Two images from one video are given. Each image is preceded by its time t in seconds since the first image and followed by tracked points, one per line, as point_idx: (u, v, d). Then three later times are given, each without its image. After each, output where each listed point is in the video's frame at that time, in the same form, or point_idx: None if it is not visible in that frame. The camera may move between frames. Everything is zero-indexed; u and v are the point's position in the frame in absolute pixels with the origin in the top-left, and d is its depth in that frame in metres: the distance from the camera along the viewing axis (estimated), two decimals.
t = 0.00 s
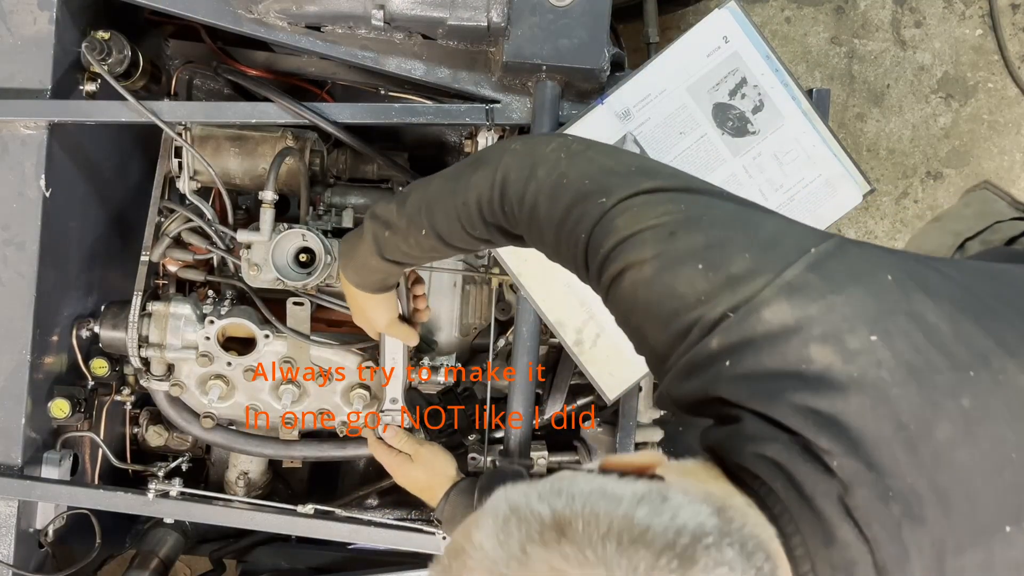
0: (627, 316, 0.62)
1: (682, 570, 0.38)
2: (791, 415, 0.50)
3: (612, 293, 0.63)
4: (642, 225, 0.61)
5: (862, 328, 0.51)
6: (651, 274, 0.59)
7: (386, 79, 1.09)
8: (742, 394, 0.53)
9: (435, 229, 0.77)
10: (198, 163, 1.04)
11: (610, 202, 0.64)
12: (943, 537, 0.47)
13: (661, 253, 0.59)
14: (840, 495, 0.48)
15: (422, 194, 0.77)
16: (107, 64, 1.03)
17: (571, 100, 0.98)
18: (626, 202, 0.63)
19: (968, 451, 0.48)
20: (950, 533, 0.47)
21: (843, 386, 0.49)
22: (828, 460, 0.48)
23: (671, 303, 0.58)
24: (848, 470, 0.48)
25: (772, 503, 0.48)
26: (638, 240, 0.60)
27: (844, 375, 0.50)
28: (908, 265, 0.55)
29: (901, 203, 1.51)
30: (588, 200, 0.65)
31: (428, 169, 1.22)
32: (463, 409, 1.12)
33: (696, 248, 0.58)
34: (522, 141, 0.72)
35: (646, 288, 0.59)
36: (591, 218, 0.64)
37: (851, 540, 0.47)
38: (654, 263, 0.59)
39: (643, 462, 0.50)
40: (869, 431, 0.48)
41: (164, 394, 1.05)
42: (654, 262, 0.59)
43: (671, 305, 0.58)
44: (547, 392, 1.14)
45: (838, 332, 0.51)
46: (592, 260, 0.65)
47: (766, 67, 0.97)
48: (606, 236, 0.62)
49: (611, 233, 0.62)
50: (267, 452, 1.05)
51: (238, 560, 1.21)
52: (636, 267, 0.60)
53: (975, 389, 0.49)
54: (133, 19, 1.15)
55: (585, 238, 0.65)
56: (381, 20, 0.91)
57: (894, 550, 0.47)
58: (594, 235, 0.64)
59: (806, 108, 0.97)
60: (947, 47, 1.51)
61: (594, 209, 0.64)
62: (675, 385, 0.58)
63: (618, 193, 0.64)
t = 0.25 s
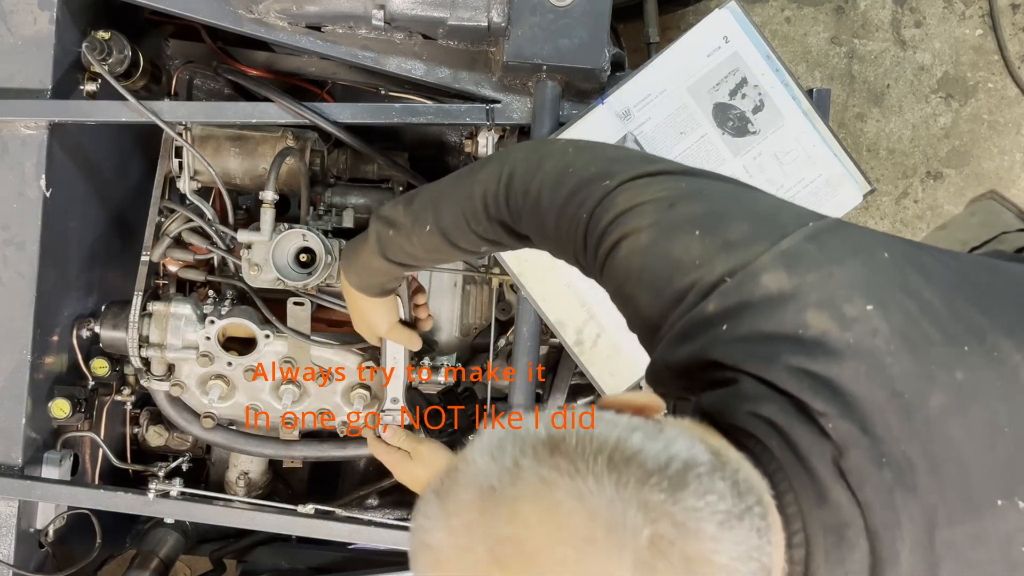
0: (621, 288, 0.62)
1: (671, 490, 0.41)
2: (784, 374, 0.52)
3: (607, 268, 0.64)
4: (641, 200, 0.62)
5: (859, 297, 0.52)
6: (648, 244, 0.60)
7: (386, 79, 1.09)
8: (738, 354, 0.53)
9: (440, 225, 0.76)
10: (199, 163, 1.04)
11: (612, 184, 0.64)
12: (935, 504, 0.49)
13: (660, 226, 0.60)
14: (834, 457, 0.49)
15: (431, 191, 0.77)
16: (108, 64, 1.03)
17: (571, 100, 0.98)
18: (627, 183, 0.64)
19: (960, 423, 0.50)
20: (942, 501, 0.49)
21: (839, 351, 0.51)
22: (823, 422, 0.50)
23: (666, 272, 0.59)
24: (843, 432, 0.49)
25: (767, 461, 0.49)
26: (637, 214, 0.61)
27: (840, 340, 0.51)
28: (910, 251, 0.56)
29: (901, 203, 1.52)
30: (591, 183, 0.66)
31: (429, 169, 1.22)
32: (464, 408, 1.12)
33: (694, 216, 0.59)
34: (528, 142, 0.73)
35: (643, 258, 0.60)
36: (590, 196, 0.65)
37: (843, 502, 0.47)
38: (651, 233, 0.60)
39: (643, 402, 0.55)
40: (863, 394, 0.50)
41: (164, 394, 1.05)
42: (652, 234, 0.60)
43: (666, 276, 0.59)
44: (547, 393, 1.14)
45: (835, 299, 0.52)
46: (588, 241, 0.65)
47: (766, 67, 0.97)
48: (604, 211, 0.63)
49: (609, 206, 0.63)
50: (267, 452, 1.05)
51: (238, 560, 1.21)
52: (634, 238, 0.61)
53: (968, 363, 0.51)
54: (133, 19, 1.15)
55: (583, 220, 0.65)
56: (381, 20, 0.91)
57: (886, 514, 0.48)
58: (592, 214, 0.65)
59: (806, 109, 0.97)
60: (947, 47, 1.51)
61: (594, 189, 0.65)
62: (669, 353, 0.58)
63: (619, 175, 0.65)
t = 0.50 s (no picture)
0: (629, 269, 0.63)
1: (661, 446, 0.44)
2: (784, 357, 0.52)
3: (617, 250, 0.64)
4: (656, 182, 0.62)
5: (866, 288, 0.52)
6: (660, 227, 0.60)
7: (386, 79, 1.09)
8: (741, 337, 0.54)
9: (460, 221, 0.76)
10: (199, 163, 1.04)
11: (626, 165, 0.65)
12: (929, 506, 0.49)
13: (674, 209, 0.60)
14: (829, 441, 0.49)
15: (443, 187, 0.77)
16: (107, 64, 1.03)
17: (571, 100, 0.98)
18: (641, 165, 0.64)
19: (957, 415, 0.50)
20: (935, 491, 0.49)
21: (843, 339, 0.51)
22: (821, 405, 0.50)
23: (678, 254, 0.59)
24: (839, 416, 0.50)
25: (762, 441, 0.50)
26: (651, 195, 0.62)
27: (843, 327, 0.51)
28: (914, 246, 0.56)
29: (901, 203, 1.51)
30: (605, 166, 0.66)
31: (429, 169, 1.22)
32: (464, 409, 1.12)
33: (710, 204, 0.59)
34: (538, 126, 0.74)
35: (654, 241, 0.60)
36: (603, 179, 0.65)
37: (836, 484, 0.48)
38: (664, 215, 0.60)
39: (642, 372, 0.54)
40: (864, 382, 0.50)
41: (164, 394, 1.05)
42: (666, 216, 0.60)
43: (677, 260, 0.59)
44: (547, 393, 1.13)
45: (842, 289, 0.52)
46: (598, 224, 0.66)
47: (766, 67, 0.97)
48: (617, 194, 0.64)
49: (622, 190, 0.63)
50: (267, 452, 1.05)
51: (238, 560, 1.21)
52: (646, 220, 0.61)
53: (970, 358, 0.51)
54: (133, 19, 1.15)
55: (594, 202, 0.65)
56: (381, 20, 0.91)
57: (877, 499, 0.48)
58: (604, 198, 0.65)
59: (807, 109, 0.97)
60: (947, 47, 1.51)
61: (607, 172, 0.65)
62: (674, 336, 0.58)
63: (632, 158, 0.65)
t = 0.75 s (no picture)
0: (613, 293, 0.62)
1: (656, 476, 0.41)
2: (770, 372, 0.52)
3: (597, 276, 0.63)
4: (631, 204, 0.62)
5: (849, 299, 0.52)
6: (640, 250, 0.60)
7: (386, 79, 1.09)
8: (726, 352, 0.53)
9: (416, 246, 0.75)
10: (198, 163, 1.04)
11: (598, 188, 0.65)
12: (922, 512, 0.49)
13: (651, 232, 0.60)
14: (818, 452, 0.49)
15: (397, 211, 0.76)
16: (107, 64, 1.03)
17: (570, 100, 0.98)
18: (613, 186, 0.64)
19: (947, 422, 0.50)
20: (927, 499, 0.50)
21: (828, 350, 0.51)
22: (808, 418, 0.50)
23: (662, 276, 0.59)
24: (827, 428, 0.50)
25: (753, 455, 0.50)
26: (626, 219, 0.61)
27: (829, 340, 0.51)
28: (901, 254, 0.56)
29: (901, 203, 1.51)
30: (576, 189, 0.66)
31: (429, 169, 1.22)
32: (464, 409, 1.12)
33: (690, 222, 0.59)
34: (497, 151, 0.73)
35: (636, 264, 0.60)
36: (575, 205, 0.65)
37: (827, 496, 0.48)
38: (642, 239, 0.60)
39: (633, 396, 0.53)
40: (851, 396, 0.50)
41: (163, 394, 1.05)
42: (643, 239, 0.60)
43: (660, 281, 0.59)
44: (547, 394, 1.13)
45: (825, 300, 0.52)
46: (574, 249, 0.65)
47: (766, 67, 0.97)
48: (592, 218, 0.63)
49: (597, 214, 0.63)
50: (267, 452, 1.05)
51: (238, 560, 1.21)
52: (625, 245, 0.61)
53: (957, 365, 0.51)
54: (133, 19, 1.15)
55: (568, 228, 0.65)
56: (380, 20, 0.92)
57: (869, 508, 0.49)
58: (578, 223, 0.64)
59: (806, 109, 0.97)
60: (947, 47, 1.51)
61: (579, 196, 0.65)
62: (659, 354, 0.58)
63: (603, 180, 0.65)
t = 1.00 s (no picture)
0: (601, 323, 0.62)
1: (641, 529, 0.43)
2: (756, 398, 0.52)
3: (583, 307, 0.63)
4: (612, 232, 0.62)
5: (832, 319, 0.52)
6: (625, 279, 0.60)
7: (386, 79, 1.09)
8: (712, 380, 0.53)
9: (392, 275, 0.76)
10: (198, 162, 1.04)
11: (577, 217, 0.65)
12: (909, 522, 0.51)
13: (633, 259, 0.60)
14: (808, 478, 0.50)
15: (373, 240, 0.76)
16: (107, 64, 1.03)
17: (570, 100, 0.98)
18: (593, 214, 0.64)
19: (934, 439, 0.51)
20: (914, 517, 0.51)
21: (813, 374, 0.51)
22: (797, 442, 0.51)
23: (648, 305, 0.58)
24: (816, 452, 0.50)
25: (742, 483, 0.49)
26: (608, 247, 0.61)
27: (814, 362, 0.52)
28: (886, 263, 0.56)
29: (901, 203, 1.51)
30: (555, 219, 0.66)
31: (428, 169, 1.22)
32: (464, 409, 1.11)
33: (670, 248, 0.59)
34: (472, 183, 0.73)
35: (622, 293, 0.60)
36: (556, 235, 0.65)
37: (819, 523, 0.49)
38: (626, 267, 0.60)
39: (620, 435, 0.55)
40: (839, 417, 0.51)
41: (163, 394, 1.05)
42: (625, 268, 0.60)
43: (647, 307, 0.58)
44: (547, 394, 1.13)
45: (808, 323, 0.52)
46: (558, 280, 0.65)
47: (766, 67, 0.97)
48: (574, 248, 0.63)
49: (580, 242, 0.63)
50: (267, 452, 1.05)
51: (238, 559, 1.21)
52: (609, 274, 0.60)
53: (943, 380, 0.52)
54: (133, 20, 1.15)
55: (551, 258, 0.65)
56: (380, 20, 0.91)
57: (860, 532, 0.50)
58: (560, 253, 0.64)
59: (806, 109, 0.97)
60: (947, 47, 1.51)
61: (559, 226, 0.65)
62: (649, 381, 0.58)
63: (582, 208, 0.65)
